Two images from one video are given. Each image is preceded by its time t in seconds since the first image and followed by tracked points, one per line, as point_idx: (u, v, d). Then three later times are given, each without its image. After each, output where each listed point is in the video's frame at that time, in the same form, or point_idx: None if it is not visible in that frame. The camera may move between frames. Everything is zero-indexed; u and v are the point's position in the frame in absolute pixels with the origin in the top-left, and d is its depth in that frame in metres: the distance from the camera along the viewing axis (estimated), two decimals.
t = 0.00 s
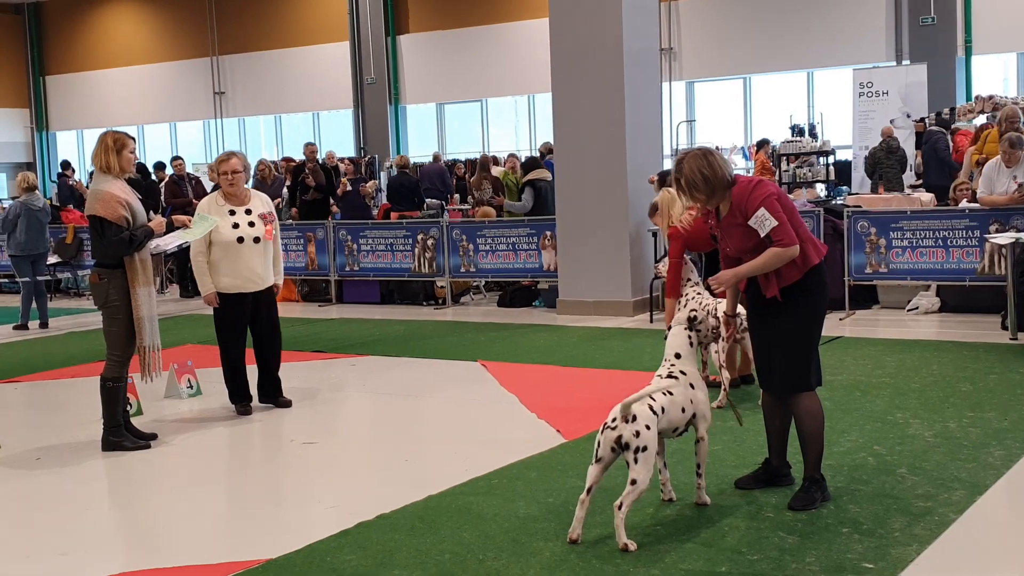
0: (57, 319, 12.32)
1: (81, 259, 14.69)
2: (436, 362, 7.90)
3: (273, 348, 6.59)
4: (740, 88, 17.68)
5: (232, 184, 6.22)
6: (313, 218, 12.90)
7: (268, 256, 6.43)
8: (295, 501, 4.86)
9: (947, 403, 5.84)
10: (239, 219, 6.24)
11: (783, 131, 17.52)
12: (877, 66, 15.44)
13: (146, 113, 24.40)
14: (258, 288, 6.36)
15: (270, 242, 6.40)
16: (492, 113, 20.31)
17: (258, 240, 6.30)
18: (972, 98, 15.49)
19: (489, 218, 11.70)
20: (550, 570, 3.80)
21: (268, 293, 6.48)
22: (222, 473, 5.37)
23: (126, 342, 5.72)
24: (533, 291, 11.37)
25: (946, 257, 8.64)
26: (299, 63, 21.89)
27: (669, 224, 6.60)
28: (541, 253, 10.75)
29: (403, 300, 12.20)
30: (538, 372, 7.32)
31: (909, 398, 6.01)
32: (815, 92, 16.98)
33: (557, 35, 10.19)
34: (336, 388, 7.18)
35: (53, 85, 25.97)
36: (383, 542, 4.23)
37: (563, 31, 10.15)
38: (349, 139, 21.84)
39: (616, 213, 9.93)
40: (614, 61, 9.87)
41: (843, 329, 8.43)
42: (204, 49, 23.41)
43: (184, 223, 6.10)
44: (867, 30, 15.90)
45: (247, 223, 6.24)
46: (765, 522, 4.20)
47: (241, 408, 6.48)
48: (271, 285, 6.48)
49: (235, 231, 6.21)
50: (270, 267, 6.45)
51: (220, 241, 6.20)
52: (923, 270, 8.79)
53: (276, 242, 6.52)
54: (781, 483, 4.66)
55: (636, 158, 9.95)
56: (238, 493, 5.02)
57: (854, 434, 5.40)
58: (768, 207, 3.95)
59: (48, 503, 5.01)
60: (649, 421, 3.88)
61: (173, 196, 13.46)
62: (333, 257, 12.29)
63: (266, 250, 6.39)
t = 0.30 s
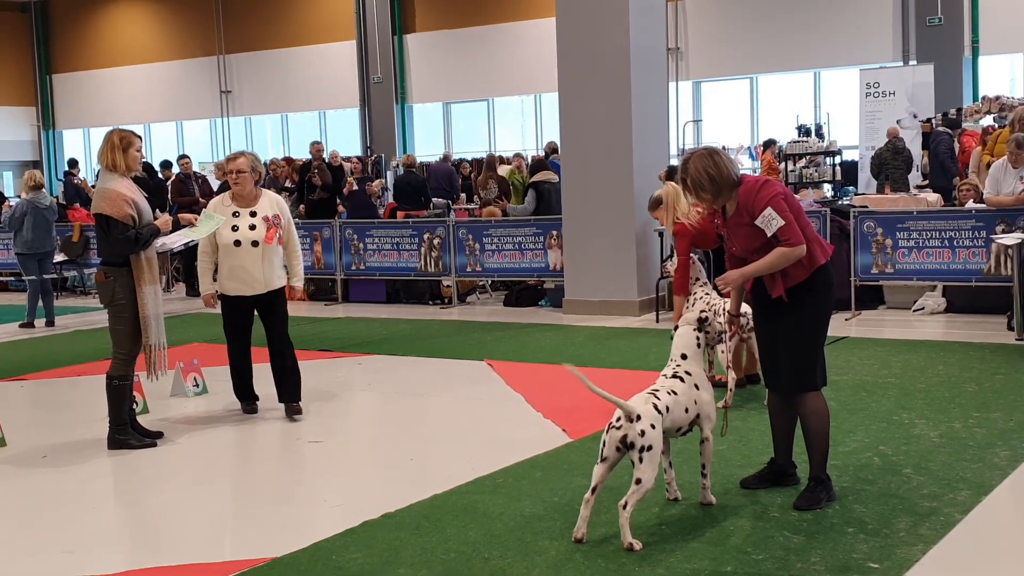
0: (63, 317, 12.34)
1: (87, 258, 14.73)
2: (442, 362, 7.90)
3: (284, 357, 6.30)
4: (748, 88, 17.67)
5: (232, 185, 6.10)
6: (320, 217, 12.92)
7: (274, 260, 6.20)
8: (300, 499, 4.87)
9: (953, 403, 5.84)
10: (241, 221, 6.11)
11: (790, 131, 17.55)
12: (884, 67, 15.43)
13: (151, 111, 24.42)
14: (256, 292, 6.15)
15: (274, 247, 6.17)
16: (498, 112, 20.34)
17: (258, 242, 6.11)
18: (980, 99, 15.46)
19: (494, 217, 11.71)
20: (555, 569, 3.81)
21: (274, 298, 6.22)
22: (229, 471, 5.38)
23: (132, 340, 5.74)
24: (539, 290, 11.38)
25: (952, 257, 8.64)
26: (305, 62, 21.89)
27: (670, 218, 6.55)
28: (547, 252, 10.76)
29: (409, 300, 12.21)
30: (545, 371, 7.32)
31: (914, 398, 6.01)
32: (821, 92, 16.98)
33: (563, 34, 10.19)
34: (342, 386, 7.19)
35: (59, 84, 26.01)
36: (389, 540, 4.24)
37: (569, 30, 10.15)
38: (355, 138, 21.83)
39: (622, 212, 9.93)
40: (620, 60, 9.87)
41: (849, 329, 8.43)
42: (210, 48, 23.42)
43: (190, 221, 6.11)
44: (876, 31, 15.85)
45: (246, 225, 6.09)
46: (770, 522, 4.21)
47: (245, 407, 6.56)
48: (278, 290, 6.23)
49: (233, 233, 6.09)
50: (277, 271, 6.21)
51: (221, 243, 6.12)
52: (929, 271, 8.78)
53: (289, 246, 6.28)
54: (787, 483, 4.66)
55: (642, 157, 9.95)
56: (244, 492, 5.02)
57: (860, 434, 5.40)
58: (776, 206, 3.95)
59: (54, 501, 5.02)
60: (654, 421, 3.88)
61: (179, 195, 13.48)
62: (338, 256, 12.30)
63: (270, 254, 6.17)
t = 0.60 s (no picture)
0: (64, 316, 12.35)
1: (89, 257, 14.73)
2: (444, 361, 7.90)
3: (291, 361, 6.13)
4: (750, 87, 17.66)
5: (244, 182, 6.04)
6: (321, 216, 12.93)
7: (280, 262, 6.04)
8: (300, 499, 4.86)
9: (955, 403, 5.84)
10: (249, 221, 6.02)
11: (791, 130, 17.56)
12: (886, 67, 15.43)
13: (153, 110, 24.41)
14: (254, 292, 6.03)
15: (278, 249, 6.02)
16: (500, 112, 20.35)
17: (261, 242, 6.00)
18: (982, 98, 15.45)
19: (495, 217, 11.68)
20: (557, 568, 3.81)
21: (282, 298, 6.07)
22: (230, 470, 5.37)
23: (133, 339, 5.73)
24: (541, 290, 11.38)
25: (954, 257, 8.66)
26: (306, 61, 21.89)
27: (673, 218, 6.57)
28: (549, 252, 10.76)
29: (411, 299, 12.20)
30: (547, 370, 7.32)
31: (916, 397, 6.01)
32: (823, 92, 16.98)
33: (565, 33, 10.19)
34: (344, 386, 7.18)
35: (61, 82, 26.01)
36: (390, 539, 4.23)
37: (570, 30, 10.15)
38: (357, 137, 21.80)
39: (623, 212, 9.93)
40: (622, 60, 9.87)
41: (851, 329, 8.44)
42: (212, 47, 23.42)
43: (192, 220, 6.11)
44: (879, 30, 15.85)
45: (252, 224, 6.01)
46: (771, 521, 4.21)
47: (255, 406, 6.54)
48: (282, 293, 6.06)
49: (240, 231, 6.05)
50: (282, 273, 6.04)
51: (230, 241, 6.10)
52: (931, 270, 8.79)
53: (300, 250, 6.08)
54: (788, 482, 4.67)
55: (644, 156, 9.95)
56: (245, 491, 5.02)
57: (861, 434, 5.40)
58: (776, 205, 3.95)
59: (56, 499, 5.02)
60: (653, 420, 3.88)
61: (181, 194, 13.48)
62: (340, 255, 12.30)
63: (274, 256, 6.02)
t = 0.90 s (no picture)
0: (64, 317, 12.34)
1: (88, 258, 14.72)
2: (444, 361, 7.90)
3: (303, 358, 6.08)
4: (750, 86, 17.65)
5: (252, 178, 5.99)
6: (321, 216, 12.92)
7: (276, 262, 5.92)
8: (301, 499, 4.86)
9: (955, 401, 5.85)
10: (250, 217, 5.96)
11: (790, 130, 17.56)
12: (885, 66, 15.44)
13: (152, 111, 24.40)
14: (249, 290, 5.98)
15: (273, 247, 5.90)
16: (499, 112, 20.34)
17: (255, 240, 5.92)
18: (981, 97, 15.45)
19: (495, 216, 11.66)
20: (557, 569, 3.81)
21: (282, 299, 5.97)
22: (230, 471, 5.37)
23: (133, 340, 5.73)
24: (541, 289, 11.38)
25: (953, 256, 8.67)
26: (305, 61, 21.89)
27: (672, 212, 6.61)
28: (549, 251, 10.77)
29: (411, 299, 12.19)
30: (547, 370, 7.32)
31: (916, 396, 6.02)
32: (822, 91, 16.98)
33: (564, 31, 10.19)
34: (345, 386, 7.18)
35: (60, 83, 26.00)
36: (391, 539, 4.23)
37: (569, 29, 10.16)
38: (357, 138, 21.79)
39: (622, 212, 9.94)
40: (621, 59, 9.87)
41: (851, 328, 8.43)
42: (212, 48, 23.41)
43: (191, 221, 6.11)
44: (878, 29, 15.87)
45: (251, 222, 5.93)
46: (772, 520, 4.21)
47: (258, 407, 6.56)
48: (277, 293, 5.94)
49: (241, 228, 5.99)
50: (277, 274, 5.92)
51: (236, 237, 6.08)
52: (930, 269, 8.81)
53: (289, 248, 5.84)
54: (788, 481, 4.67)
55: (643, 155, 9.95)
56: (246, 492, 5.02)
57: (861, 432, 5.40)
58: (774, 204, 3.96)
59: (57, 500, 5.02)
60: (655, 419, 3.89)
61: (180, 194, 13.48)
62: (340, 255, 12.29)
63: (269, 255, 5.91)
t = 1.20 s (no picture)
0: (64, 317, 12.34)
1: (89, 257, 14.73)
2: (444, 362, 7.90)
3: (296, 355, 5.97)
4: (750, 87, 17.65)
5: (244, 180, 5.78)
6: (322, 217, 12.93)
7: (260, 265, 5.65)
8: (301, 499, 4.86)
9: (956, 402, 5.84)
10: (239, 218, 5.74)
11: (792, 130, 17.54)
12: (886, 67, 15.44)
13: (153, 111, 24.42)
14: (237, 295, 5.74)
15: (257, 249, 5.62)
16: (500, 112, 20.33)
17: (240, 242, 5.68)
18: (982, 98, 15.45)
19: (496, 217, 11.64)
20: (557, 569, 3.81)
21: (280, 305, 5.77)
22: (230, 471, 5.37)
23: (133, 339, 5.73)
24: (542, 290, 11.38)
25: (954, 257, 8.66)
26: (306, 62, 21.91)
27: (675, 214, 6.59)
28: (549, 252, 10.77)
29: (411, 299, 12.19)
30: (547, 371, 7.32)
31: (916, 397, 6.02)
32: (823, 91, 16.97)
33: (565, 32, 10.19)
34: (345, 386, 7.17)
35: (61, 82, 26.03)
36: (391, 540, 4.23)
37: (570, 29, 10.15)
38: (357, 138, 21.80)
39: (623, 212, 9.94)
40: (621, 60, 9.87)
41: (852, 328, 8.43)
42: (212, 48, 23.42)
43: (191, 221, 6.12)
44: (879, 30, 15.88)
45: (239, 224, 5.70)
46: (772, 520, 4.22)
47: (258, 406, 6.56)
48: (262, 298, 5.67)
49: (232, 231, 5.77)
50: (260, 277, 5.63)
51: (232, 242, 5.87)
52: (931, 270, 8.80)
53: (264, 248, 5.52)
54: (788, 481, 4.67)
55: (644, 156, 9.96)
56: (246, 492, 5.02)
57: (862, 433, 5.40)
58: (775, 206, 3.95)
59: (57, 500, 5.02)
60: (656, 419, 3.89)
61: (181, 194, 13.48)
62: (341, 255, 12.29)
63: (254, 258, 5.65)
